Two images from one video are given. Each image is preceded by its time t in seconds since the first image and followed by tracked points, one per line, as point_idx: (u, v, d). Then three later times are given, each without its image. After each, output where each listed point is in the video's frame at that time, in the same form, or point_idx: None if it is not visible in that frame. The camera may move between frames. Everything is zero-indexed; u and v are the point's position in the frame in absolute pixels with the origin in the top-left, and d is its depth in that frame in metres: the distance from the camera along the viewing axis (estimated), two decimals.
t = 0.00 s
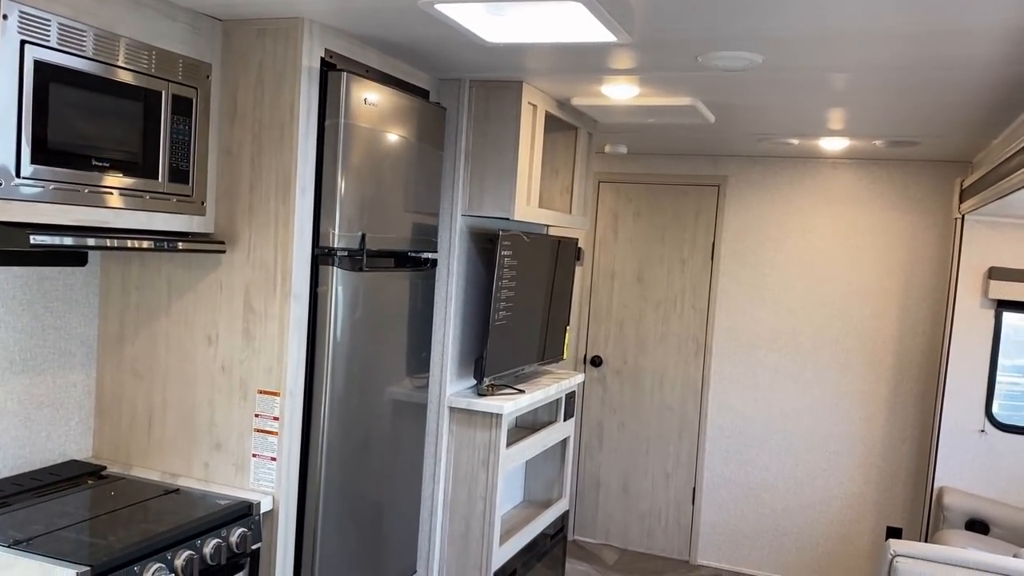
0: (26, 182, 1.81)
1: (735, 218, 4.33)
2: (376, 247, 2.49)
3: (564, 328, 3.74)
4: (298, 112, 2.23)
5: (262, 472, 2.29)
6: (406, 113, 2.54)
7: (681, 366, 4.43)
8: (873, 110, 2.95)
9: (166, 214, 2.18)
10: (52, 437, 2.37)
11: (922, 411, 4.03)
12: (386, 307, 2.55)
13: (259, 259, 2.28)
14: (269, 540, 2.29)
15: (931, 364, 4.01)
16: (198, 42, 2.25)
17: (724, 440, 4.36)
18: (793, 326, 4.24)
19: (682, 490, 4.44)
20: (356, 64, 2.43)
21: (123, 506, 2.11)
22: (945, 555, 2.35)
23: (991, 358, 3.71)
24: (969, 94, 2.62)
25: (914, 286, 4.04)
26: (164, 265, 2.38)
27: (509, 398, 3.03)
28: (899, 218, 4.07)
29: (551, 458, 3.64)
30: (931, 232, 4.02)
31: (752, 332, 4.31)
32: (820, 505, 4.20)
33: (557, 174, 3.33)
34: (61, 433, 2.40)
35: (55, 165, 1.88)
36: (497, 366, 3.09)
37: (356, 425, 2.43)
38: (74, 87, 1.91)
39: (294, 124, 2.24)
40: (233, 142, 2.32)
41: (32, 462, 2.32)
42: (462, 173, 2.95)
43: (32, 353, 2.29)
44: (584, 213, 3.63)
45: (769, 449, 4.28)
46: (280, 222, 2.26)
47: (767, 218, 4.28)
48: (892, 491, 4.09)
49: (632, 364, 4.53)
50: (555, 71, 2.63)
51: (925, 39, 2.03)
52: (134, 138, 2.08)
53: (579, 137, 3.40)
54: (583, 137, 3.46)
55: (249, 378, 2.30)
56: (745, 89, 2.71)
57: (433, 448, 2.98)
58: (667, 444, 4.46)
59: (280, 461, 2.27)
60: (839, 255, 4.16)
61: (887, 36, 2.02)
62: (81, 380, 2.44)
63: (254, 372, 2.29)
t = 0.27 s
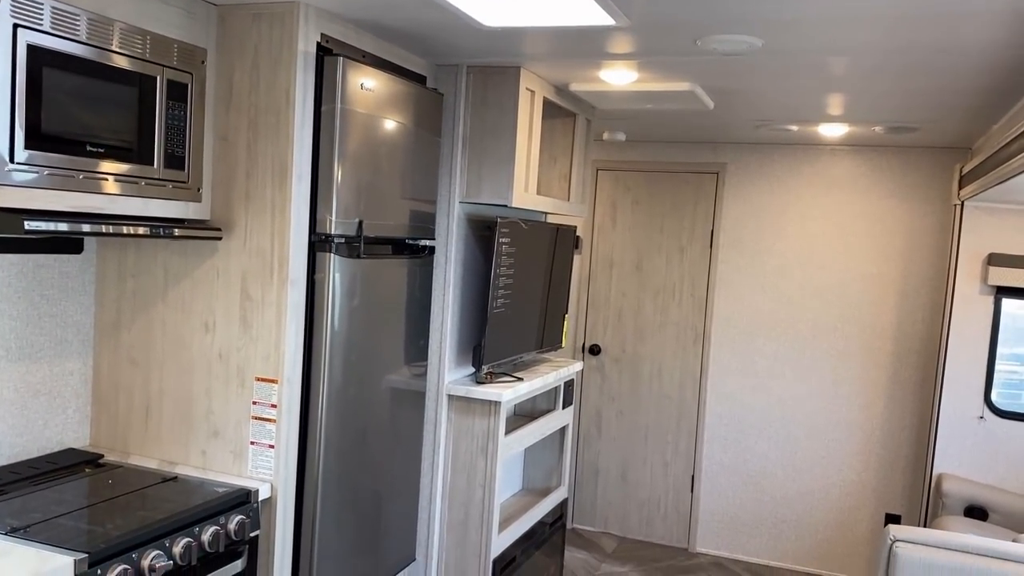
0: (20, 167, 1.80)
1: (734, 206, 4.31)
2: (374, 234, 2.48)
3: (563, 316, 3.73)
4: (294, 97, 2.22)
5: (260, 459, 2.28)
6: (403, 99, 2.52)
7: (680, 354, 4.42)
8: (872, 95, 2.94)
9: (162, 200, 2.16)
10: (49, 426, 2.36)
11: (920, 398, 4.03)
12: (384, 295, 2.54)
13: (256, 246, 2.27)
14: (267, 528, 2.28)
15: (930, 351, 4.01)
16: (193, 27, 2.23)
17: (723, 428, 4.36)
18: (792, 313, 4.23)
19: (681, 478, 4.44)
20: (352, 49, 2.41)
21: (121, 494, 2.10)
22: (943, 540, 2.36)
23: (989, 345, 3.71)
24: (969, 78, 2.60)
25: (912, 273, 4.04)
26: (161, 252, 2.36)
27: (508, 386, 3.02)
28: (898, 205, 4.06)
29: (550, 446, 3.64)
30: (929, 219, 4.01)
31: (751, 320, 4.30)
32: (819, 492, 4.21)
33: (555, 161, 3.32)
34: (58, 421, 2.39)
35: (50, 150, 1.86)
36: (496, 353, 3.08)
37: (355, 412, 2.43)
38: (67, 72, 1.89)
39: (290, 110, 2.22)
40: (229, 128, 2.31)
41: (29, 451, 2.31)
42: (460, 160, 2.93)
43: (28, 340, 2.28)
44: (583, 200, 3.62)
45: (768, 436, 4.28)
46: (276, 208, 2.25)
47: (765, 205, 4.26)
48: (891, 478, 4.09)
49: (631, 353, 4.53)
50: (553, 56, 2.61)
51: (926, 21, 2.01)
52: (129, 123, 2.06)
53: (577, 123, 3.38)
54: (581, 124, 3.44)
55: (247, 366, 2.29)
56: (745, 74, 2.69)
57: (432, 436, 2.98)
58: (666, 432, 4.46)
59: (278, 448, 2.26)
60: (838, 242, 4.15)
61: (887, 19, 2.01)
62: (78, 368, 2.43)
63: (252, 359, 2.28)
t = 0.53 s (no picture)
0: (21, 159, 1.79)
1: (737, 193, 4.30)
2: (377, 224, 2.47)
3: (566, 305, 3.73)
4: (295, 87, 2.21)
5: (265, 450, 2.28)
6: (404, 87, 2.51)
7: (684, 343, 4.42)
8: (876, 80, 2.92)
9: (164, 192, 2.15)
10: (54, 419, 2.36)
11: (925, 385, 4.03)
12: (386, 286, 2.53)
13: (258, 237, 2.26)
14: (273, 518, 2.28)
15: (934, 338, 4.00)
16: (193, 17, 2.22)
17: (727, 416, 4.36)
18: (796, 301, 4.22)
19: (685, 466, 4.44)
20: (352, 38, 2.40)
21: (126, 486, 2.10)
22: (949, 524, 2.36)
23: (994, 331, 3.70)
24: (974, 62, 2.59)
25: (916, 260, 4.03)
26: (163, 244, 2.36)
27: (511, 375, 3.02)
28: (902, 192, 4.05)
29: (554, 436, 3.64)
30: (933, 205, 4.00)
31: (754, 308, 4.29)
32: (824, 479, 4.21)
33: (557, 151, 3.31)
34: (62, 414, 2.39)
35: (51, 142, 1.86)
36: (500, 343, 3.08)
37: (359, 402, 2.43)
38: (67, 63, 1.88)
39: (291, 99, 2.21)
40: (230, 118, 2.30)
41: (33, 443, 2.31)
42: (462, 150, 2.92)
43: (31, 333, 2.28)
44: (585, 189, 3.61)
45: (773, 424, 4.28)
46: (278, 199, 2.24)
47: (768, 193, 4.25)
48: (896, 465, 4.10)
49: (634, 342, 4.52)
50: (554, 43, 2.59)
51: (930, 5, 2.00)
52: (129, 114, 2.05)
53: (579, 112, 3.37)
54: (582, 112, 3.42)
55: (250, 357, 2.29)
56: (748, 60, 2.68)
57: (436, 426, 2.98)
58: (670, 421, 4.46)
59: (282, 439, 2.26)
60: (841, 230, 4.14)
61: (892, 2, 1.99)
62: (81, 360, 2.43)
63: (255, 351, 2.28)
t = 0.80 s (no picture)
0: (28, 155, 1.80)
1: (743, 182, 4.28)
2: (383, 217, 2.47)
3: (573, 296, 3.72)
4: (299, 80, 2.20)
5: (275, 443, 2.29)
6: (409, 79, 2.51)
7: (692, 332, 4.41)
8: (882, 66, 2.90)
9: (170, 186, 2.16)
10: (64, 413, 2.37)
11: (934, 372, 4.02)
12: (394, 278, 2.53)
13: (265, 230, 2.26)
14: (284, 510, 2.29)
15: (943, 324, 3.99)
16: (197, 10, 2.21)
17: (735, 405, 4.36)
18: (804, 289, 4.21)
19: (694, 455, 4.44)
20: (356, 30, 2.39)
21: (137, 479, 2.11)
22: (959, 510, 2.35)
23: (1003, 317, 3.68)
24: (982, 47, 2.57)
25: (925, 247, 4.01)
26: (170, 238, 2.36)
27: (519, 366, 3.02)
28: (909, 178, 4.02)
29: (562, 426, 3.64)
30: (941, 191, 3.98)
31: (762, 297, 4.28)
32: (833, 467, 4.21)
33: (562, 141, 3.30)
34: (73, 408, 2.40)
35: (57, 137, 1.86)
36: (507, 334, 3.08)
37: (368, 394, 2.43)
38: (72, 58, 1.88)
39: (295, 92, 2.21)
40: (235, 112, 2.30)
41: (45, 438, 2.32)
42: (467, 141, 2.91)
43: (41, 329, 2.29)
44: (591, 179, 3.60)
45: (781, 413, 4.27)
46: (285, 192, 2.24)
47: (775, 181, 4.23)
48: (905, 452, 4.09)
49: (641, 332, 4.52)
50: (559, 32, 2.58)
51: None
52: (135, 109, 2.05)
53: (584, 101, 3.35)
54: (588, 101, 3.41)
55: (259, 350, 2.29)
56: (754, 47, 2.66)
57: (445, 417, 2.98)
58: (678, 410, 4.46)
59: (292, 432, 2.27)
60: (849, 217, 4.12)
61: None
62: (91, 355, 2.44)
63: (264, 344, 2.28)
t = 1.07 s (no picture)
0: (31, 147, 1.79)
1: (749, 168, 4.26)
2: (388, 207, 2.46)
3: (579, 285, 3.71)
4: (302, 69, 2.19)
5: (282, 434, 2.29)
6: (412, 67, 2.49)
7: (699, 320, 4.39)
8: (889, 49, 2.88)
9: (174, 178, 2.15)
10: (72, 406, 2.38)
11: (942, 358, 4.00)
12: (399, 268, 2.53)
13: (270, 221, 2.26)
14: (292, 500, 2.29)
15: (951, 309, 3.97)
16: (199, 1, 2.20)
17: (743, 393, 4.35)
18: (811, 276, 4.19)
19: (702, 444, 4.44)
20: (359, 18, 2.38)
21: (146, 471, 2.12)
22: (969, 495, 2.34)
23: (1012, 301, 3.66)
24: (989, 28, 2.54)
25: (933, 232, 3.98)
26: (175, 230, 2.36)
27: (526, 355, 3.02)
28: (917, 163, 3.99)
29: (569, 415, 3.64)
30: (949, 175, 3.95)
31: (769, 284, 4.26)
32: (841, 454, 4.20)
33: (567, 129, 3.28)
34: (81, 401, 2.40)
35: (61, 129, 1.86)
36: (514, 323, 3.07)
37: (375, 385, 2.43)
38: (74, 50, 1.87)
39: (298, 82, 2.20)
40: (238, 103, 2.29)
41: (53, 431, 2.33)
42: (471, 130, 2.90)
43: (48, 322, 2.29)
44: (596, 167, 3.58)
45: (789, 400, 4.26)
46: (289, 182, 2.23)
47: (781, 167, 4.21)
48: (914, 438, 4.07)
49: (648, 321, 4.50)
50: (562, 19, 2.57)
51: None
52: (138, 100, 2.04)
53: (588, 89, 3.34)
54: (592, 89, 3.39)
55: (265, 341, 2.29)
56: (759, 31, 2.64)
57: (452, 407, 2.98)
58: (686, 398, 4.45)
59: (299, 422, 2.27)
60: (856, 203, 4.10)
61: None
62: (98, 348, 2.45)
63: (270, 335, 2.28)
